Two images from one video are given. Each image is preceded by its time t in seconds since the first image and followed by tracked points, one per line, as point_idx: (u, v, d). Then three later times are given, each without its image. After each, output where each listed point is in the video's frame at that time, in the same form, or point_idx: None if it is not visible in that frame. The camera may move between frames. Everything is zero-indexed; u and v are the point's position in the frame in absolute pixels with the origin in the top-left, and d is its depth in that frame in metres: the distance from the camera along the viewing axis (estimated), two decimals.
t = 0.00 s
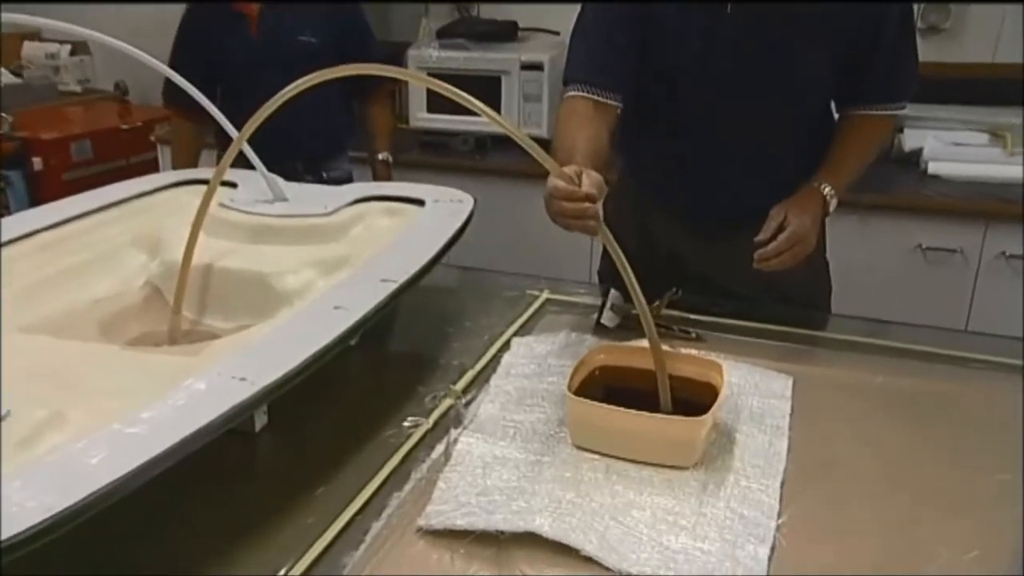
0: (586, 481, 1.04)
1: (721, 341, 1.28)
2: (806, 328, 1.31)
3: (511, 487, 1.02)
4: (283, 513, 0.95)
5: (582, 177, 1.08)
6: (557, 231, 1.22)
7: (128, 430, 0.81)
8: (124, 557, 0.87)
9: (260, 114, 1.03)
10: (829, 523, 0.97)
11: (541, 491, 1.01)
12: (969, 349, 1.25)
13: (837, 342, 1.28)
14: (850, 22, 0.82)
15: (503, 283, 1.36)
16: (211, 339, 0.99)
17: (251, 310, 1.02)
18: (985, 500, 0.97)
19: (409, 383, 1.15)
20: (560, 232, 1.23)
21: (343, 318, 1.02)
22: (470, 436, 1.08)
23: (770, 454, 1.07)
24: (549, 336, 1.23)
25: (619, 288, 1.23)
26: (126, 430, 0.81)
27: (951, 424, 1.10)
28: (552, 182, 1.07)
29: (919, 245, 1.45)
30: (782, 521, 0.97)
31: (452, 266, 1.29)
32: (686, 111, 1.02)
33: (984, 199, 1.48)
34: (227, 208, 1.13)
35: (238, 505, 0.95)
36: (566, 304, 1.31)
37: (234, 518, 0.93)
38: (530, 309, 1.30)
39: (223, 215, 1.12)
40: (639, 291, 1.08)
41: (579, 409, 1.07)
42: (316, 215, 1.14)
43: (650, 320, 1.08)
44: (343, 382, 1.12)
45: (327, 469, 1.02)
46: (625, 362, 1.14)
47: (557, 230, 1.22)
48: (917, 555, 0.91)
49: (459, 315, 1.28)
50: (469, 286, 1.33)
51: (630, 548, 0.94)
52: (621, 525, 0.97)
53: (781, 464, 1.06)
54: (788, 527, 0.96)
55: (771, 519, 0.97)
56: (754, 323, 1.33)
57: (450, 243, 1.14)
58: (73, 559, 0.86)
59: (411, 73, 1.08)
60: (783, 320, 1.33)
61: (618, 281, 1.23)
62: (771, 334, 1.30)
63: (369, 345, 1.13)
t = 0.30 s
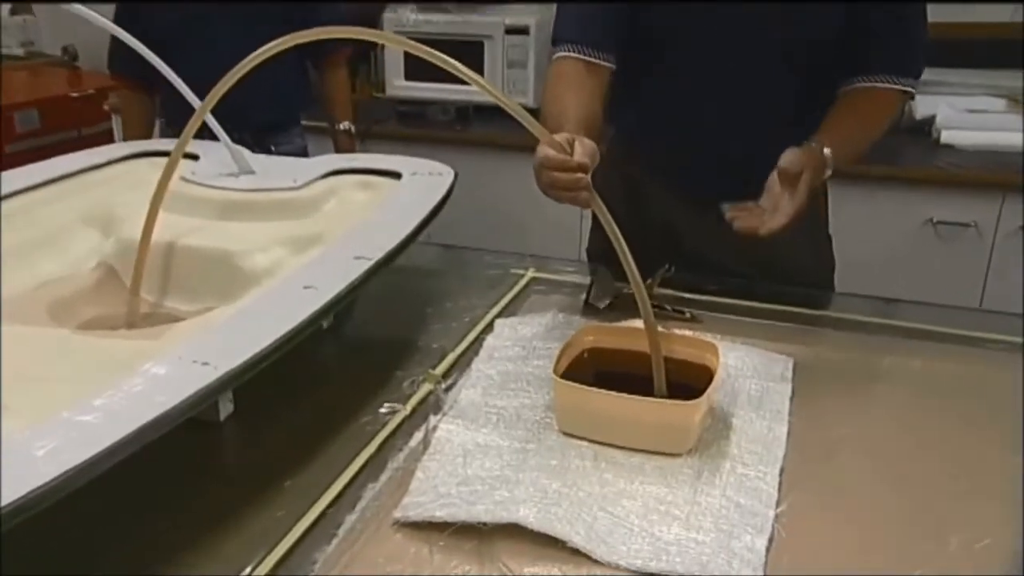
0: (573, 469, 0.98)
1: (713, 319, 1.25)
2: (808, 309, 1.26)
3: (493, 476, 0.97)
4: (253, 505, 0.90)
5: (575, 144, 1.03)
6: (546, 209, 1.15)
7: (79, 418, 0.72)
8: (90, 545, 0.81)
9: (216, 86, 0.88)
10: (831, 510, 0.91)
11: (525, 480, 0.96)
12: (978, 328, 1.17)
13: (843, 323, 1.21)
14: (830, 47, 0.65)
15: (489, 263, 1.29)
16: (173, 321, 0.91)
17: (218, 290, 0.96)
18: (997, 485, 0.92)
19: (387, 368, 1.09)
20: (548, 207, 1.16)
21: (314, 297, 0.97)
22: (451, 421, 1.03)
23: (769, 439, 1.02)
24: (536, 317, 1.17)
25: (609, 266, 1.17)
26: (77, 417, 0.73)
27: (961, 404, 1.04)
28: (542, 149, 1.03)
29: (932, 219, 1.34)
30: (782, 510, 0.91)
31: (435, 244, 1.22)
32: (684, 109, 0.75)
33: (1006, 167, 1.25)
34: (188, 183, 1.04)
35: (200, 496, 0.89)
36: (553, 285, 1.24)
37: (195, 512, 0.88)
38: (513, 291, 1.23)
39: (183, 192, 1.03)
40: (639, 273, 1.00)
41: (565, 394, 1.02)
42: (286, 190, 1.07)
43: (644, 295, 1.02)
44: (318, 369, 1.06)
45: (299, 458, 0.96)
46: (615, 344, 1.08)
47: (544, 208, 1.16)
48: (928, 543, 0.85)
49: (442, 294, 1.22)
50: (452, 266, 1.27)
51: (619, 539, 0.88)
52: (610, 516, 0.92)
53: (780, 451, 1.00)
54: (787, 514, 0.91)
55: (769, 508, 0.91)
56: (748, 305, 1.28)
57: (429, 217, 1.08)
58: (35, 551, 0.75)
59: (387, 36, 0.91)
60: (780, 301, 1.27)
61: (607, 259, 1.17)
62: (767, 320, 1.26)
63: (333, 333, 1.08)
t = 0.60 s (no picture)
0: (557, 466, 0.93)
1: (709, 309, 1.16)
2: (806, 296, 1.18)
3: (473, 475, 0.92)
4: (217, 509, 0.85)
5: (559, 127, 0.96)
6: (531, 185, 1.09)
7: (27, 418, 0.67)
8: (39, 550, 0.76)
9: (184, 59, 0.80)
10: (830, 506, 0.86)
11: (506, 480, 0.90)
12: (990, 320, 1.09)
13: (844, 310, 1.14)
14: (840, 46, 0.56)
15: (470, 249, 1.23)
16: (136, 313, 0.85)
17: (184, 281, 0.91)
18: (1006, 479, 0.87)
19: (361, 362, 1.04)
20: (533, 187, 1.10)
21: (282, 287, 0.91)
22: (430, 417, 0.98)
23: (765, 434, 0.96)
24: (519, 307, 1.12)
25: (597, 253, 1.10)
26: (25, 417, 0.67)
27: (967, 390, 0.99)
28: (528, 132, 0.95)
29: (934, 202, 1.45)
30: (778, 508, 0.86)
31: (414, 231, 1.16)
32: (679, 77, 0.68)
33: (996, 148, 1.44)
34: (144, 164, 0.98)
35: (161, 499, 0.84)
36: (537, 273, 1.19)
37: (154, 518, 0.82)
38: (495, 281, 1.17)
39: (141, 174, 0.98)
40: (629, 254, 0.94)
41: (550, 388, 0.96)
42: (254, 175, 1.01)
43: (634, 281, 0.96)
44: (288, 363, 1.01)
45: (266, 458, 0.91)
46: (603, 335, 1.02)
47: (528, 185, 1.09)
48: (930, 539, 0.81)
49: (420, 284, 1.16)
50: (431, 254, 1.21)
51: (606, 541, 0.84)
52: (596, 515, 0.87)
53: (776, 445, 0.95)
54: (783, 510, 0.86)
55: (765, 506, 0.86)
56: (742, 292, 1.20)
57: (407, 202, 1.02)
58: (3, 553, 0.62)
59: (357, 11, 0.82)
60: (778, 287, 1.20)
61: (595, 246, 1.11)
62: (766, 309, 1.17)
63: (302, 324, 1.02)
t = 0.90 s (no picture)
0: (535, 463, 0.87)
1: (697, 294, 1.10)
2: (802, 282, 1.10)
3: (446, 474, 0.86)
4: (172, 512, 0.80)
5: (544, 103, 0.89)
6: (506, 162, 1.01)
7: None
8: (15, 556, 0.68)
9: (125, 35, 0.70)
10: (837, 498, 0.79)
11: (481, 478, 0.85)
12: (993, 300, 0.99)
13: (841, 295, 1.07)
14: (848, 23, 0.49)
15: (445, 234, 1.16)
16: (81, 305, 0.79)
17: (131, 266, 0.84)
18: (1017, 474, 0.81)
19: (326, 355, 0.98)
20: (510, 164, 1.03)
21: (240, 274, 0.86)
22: (403, 412, 0.92)
23: (758, 425, 0.90)
24: (497, 295, 1.06)
25: (578, 236, 1.04)
26: None
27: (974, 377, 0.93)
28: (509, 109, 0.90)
29: (939, 178, 1.32)
30: (771, 505, 0.80)
31: (387, 216, 1.10)
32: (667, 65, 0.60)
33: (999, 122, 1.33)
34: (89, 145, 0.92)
35: (110, 503, 0.79)
36: (516, 259, 1.12)
37: (101, 524, 0.77)
38: (469, 268, 1.11)
39: (85, 154, 0.91)
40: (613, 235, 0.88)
41: (529, 380, 0.90)
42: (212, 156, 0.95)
43: (623, 266, 0.90)
44: (248, 355, 0.94)
45: (224, 458, 0.86)
46: (584, 324, 0.96)
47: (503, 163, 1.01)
48: (930, 537, 0.73)
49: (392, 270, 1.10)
50: (405, 239, 1.14)
51: (588, 542, 0.78)
52: (578, 515, 0.81)
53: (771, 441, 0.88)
54: (777, 504, 0.80)
55: (757, 504, 0.81)
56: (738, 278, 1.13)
57: (375, 185, 0.97)
58: None
59: None
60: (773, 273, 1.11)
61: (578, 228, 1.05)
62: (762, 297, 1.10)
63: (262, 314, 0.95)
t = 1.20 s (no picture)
0: (516, 457, 0.83)
1: (686, 279, 1.05)
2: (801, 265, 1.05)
3: (420, 469, 0.81)
4: (128, 512, 0.75)
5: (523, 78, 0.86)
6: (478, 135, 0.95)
7: None
8: None
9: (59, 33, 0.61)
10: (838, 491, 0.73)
11: (459, 475, 0.81)
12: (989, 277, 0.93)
13: (841, 278, 1.01)
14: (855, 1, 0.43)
15: (422, 216, 1.11)
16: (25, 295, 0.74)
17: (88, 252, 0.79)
18: None
19: (295, 344, 0.93)
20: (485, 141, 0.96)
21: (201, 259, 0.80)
22: (376, 404, 0.88)
23: (749, 418, 0.85)
24: (477, 281, 1.01)
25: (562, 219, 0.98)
26: None
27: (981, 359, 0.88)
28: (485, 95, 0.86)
29: (946, 158, 1.22)
30: (763, 500, 0.76)
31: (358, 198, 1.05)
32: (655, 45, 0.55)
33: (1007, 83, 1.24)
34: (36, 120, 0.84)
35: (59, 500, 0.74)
36: (497, 242, 1.07)
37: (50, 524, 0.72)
38: (448, 252, 1.06)
39: (35, 132, 0.85)
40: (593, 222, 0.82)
41: (509, 373, 0.85)
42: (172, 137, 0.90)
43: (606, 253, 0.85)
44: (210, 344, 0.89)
45: (184, 454, 0.81)
46: (568, 310, 0.90)
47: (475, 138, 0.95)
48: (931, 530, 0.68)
49: (366, 254, 1.04)
50: (380, 221, 1.09)
51: (572, 541, 0.73)
52: (562, 512, 0.77)
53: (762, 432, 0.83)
54: (770, 500, 0.76)
55: (749, 499, 0.77)
56: (733, 264, 1.07)
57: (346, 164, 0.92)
58: None
59: None
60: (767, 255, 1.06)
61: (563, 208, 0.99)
62: (756, 284, 1.04)
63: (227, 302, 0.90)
